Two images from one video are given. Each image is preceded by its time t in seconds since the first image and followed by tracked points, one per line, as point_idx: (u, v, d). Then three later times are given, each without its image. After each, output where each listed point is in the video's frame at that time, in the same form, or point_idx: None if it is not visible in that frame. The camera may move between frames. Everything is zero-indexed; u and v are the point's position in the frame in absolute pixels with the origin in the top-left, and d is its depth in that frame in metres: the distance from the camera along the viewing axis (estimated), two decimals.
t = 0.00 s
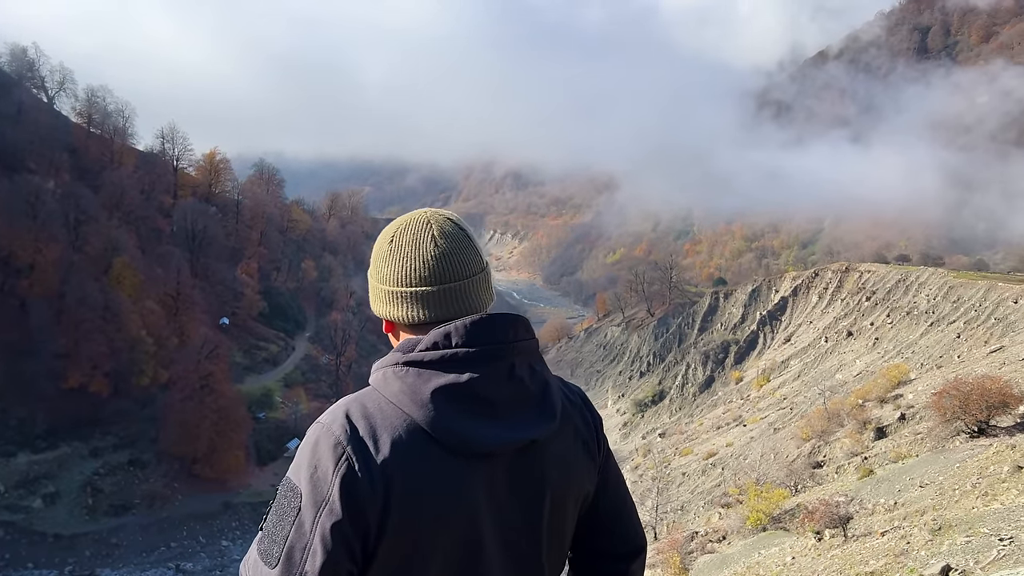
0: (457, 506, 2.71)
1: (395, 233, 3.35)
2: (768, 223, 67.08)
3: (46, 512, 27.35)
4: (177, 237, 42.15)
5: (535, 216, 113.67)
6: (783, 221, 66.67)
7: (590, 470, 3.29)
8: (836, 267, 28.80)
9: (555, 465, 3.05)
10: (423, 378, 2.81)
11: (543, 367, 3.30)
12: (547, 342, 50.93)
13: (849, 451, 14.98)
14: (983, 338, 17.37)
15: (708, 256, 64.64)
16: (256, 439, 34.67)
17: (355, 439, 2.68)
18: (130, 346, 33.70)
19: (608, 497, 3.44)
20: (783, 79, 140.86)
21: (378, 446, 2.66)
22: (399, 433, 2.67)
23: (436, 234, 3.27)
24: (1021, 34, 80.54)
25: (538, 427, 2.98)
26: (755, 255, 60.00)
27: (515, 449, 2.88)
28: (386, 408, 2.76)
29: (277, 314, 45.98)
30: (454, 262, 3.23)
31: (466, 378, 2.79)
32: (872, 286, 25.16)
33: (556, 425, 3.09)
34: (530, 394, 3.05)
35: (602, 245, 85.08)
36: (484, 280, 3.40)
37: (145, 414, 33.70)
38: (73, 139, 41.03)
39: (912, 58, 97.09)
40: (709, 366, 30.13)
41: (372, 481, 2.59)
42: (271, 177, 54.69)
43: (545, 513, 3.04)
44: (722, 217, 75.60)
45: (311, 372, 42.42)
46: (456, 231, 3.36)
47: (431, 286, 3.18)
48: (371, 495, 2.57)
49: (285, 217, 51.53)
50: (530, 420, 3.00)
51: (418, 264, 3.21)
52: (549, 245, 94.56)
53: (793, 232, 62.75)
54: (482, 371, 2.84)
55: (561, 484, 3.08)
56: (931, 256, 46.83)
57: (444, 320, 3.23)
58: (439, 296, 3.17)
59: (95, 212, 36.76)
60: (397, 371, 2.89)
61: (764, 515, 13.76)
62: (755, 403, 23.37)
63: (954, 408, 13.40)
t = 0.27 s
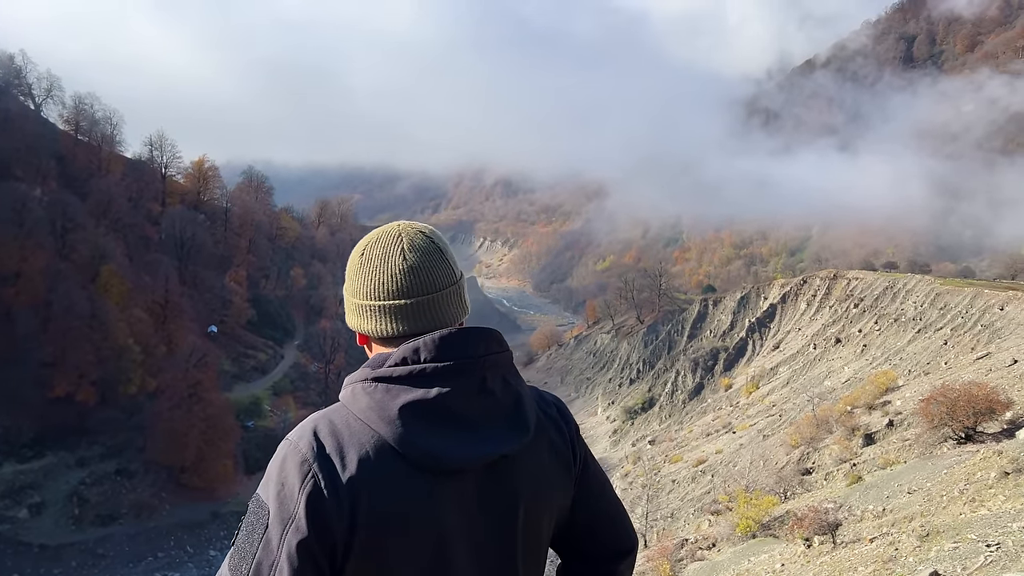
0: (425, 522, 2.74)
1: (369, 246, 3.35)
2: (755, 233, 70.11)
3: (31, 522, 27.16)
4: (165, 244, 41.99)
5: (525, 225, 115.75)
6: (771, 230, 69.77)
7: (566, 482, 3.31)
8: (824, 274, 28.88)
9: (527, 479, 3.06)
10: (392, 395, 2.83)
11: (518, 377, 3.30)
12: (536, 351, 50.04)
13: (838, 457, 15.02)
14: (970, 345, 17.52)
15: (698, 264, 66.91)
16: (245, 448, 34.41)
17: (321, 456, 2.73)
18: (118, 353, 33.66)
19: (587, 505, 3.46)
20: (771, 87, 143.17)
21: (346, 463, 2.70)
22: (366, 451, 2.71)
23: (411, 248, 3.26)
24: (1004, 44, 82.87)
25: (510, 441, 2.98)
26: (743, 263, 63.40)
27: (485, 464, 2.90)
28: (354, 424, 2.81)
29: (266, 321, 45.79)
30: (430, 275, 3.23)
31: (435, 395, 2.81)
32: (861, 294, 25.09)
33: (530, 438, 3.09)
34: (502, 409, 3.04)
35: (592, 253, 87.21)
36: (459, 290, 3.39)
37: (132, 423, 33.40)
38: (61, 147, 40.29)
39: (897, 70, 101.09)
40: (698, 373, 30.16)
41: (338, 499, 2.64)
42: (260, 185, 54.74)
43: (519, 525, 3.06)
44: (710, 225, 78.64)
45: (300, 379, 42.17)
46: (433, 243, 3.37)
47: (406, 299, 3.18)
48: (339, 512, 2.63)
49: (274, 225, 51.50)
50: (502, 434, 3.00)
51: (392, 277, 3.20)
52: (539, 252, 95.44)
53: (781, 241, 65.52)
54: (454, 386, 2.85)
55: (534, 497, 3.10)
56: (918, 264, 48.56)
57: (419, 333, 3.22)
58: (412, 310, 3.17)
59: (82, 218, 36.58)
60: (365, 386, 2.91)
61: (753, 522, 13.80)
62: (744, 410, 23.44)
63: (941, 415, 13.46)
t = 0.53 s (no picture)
0: (394, 532, 2.73)
1: (343, 257, 3.35)
2: (743, 240, 71.07)
3: (15, 533, 26.82)
4: (153, 251, 41.45)
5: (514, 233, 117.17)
6: (759, 236, 70.82)
7: (540, 491, 3.29)
8: (811, 281, 28.96)
9: (499, 489, 3.05)
10: (361, 406, 2.82)
11: (491, 387, 3.29)
12: (525, 358, 50.44)
13: (825, 463, 15.09)
14: (957, 352, 17.66)
15: (686, 271, 67.89)
16: (232, 457, 34.18)
17: (291, 468, 2.72)
18: (104, 362, 33.22)
19: (564, 513, 3.45)
20: (758, 95, 144.98)
21: (314, 473, 2.69)
22: (335, 462, 2.70)
23: (385, 258, 3.25)
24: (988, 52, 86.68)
25: (481, 452, 2.97)
26: (731, 270, 64.19)
27: (456, 474, 2.89)
28: (325, 435, 2.81)
29: (254, 329, 46.06)
30: (403, 285, 3.22)
31: (404, 406, 2.80)
32: (847, 301, 25.32)
33: (502, 448, 3.08)
34: (475, 420, 3.04)
35: (580, 260, 88.29)
36: (433, 299, 3.38)
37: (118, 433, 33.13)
38: (47, 153, 39.84)
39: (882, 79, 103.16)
40: (687, 380, 30.13)
41: (306, 510, 2.64)
42: (248, 192, 54.73)
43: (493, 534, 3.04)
44: (699, 232, 79.76)
45: (288, 388, 41.99)
46: (408, 252, 3.37)
47: (379, 310, 3.17)
48: (306, 524, 2.63)
49: (262, 233, 51.26)
50: (473, 444, 2.99)
51: (365, 288, 3.20)
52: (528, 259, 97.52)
53: (770, 248, 66.51)
54: (425, 396, 2.85)
55: (506, 507, 3.09)
56: (904, 271, 49.89)
57: (393, 343, 3.21)
58: (385, 319, 3.16)
59: (69, 226, 36.38)
60: (336, 398, 2.90)
61: (742, 529, 13.82)
62: (732, 417, 23.50)
63: (928, 421, 13.53)
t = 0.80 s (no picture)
0: (369, 534, 2.70)
1: (317, 262, 3.33)
2: (730, 246, 72.05)
3: None
4: (138, 259, 41.39)
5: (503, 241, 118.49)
6: (745, 244, 71.80)
7: (516, 493, 3.27)
8: (798, 288, 29.10)
9: (474, 491, 3.04)
10: (335, 409, 2.79)
11: (466, 390, 3.28)
12: (514, 365, 50.70)
13: (813, 469, 15.15)
14: (942, 358, 17.80)
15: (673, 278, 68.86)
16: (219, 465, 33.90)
17: (263, 471, 2.70)
18: (90, 370, 33.22)
19: (542, 515, 3.43)
20: (745, 103, 146.68)
21: (286, 477, 2.67)
22: (307, 465, 2.68)
23: (359, 262, 3.24)
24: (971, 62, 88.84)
25: (455, 453, 2.95)
26: (718, 276, 65.22)
27: (430, 476, 2.87)
28: (298, 438, 2.79)
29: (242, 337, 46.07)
30: (377, 289, 3.21)
31: (377, 409, 2.78)
32: (833, 307, 25.48)
33: (477, 450, 3.07)
34: (450, 422, 3.02)
35: (568, 267, 89.05)
36: (409, 303, 3.37)
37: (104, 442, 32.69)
38: (31, 160, 39.24)
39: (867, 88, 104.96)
40: (675, 386, 30.17)
41: (278, 513, 2.61)
42: (234, 199, 54.67)
43: (470, 536, 3.03)
44: (685, 239, 80.80)
45: (275, 395, 41.75)
46: (384, 257, 3.36)
47: (355, 312, 3.15)
48: (279, 527, 2.60)
49: (249, 240, 51.75)
50: (448, 447, 2.97)
51: (339, 292, 3.19)
52: (516, 266, 98.02)
53: (757, 255, 67.45)
54: (400, 398, 2.83)
55: (481, 510, 3.08)
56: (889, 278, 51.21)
57: (368, 346, 3.19)
58: (360, 323, 3.15)
59: (54, 233, 36.19)
60: (309, 401, 2.89)
61: (730, 535, 13.84)
62: (720, 423, 23.58)
63: (913, 426, 13.62)
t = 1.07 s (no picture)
0: (345, 539, 2.71)
1: (296, 271, 3.33)
2: (716, 254, 72.97)
3: None
4: (122, 266, 40.99)
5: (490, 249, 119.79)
6: (731, 251, 72.65)
7: (493, 498, 3.28)
8: (783, 294, 29.18)
9: (451, 496, 3.04)
10: (311, 414, 2.79)
11: (444, 396, 3.29)
12: (502, 373, 50.86)
13: (798, 475, 15.23)
14: (926, 365, 17.94)
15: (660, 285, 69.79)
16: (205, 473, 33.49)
17: (241, 478, 2.72)
18: (72, 379, 32.77)
19: (521, 520, 3.44)
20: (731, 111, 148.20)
21: (262, 483, 2.68)
22: (284, 470, 2.70)
23: (339, 270, 3.25)
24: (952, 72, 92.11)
25: (431, 459, 2.95)
26: (704, 284, 66.21)
27: (407, 481, 2.87)
28: (274, 445, 2.79)
29: (228, 346, 45.92)
30: (358, 295, 3.21)
31: (354, 414, 2.78)
32: (818, 314, 25.63)
33: (454, 455, 3.07)
34: (426, 426, 3.02)
35: (555, 275, 89.90)
36: (388, 309, 3.37)
37: (86, 451, 32.08)
38: (14, 167, 39.26)
39: (851, 97, 106.76)
40: (661, 393, 30.23)
41: (256, 519, 2.64)
42: (221, 207, 54.48)
43: (447, 542, 3.04)
44: (671, 247, 81.75)
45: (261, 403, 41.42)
46: (362, 265, 3.37)
47: (334, 317, 3.15)
48: (254, 530, 2.63)
49: (235, 247, 51.50)
50: (424, 452, 2.97)
51: (319, 297, 3.19)
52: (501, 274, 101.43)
53: (743, 262, 68.33)
54: (378, 402, 2.83)
55: (458, 514, 3.08)
56: (874, 284, 52.20)
57: (348, 351, 3.18)
58: (342, 328, 3.14)
59: (37, 241, 35.94)
60: (285, 407, 2.89)
61: (716, 542, 13.88)
62: (706, 429, 23.70)
63: (897, 432, 13.71)
